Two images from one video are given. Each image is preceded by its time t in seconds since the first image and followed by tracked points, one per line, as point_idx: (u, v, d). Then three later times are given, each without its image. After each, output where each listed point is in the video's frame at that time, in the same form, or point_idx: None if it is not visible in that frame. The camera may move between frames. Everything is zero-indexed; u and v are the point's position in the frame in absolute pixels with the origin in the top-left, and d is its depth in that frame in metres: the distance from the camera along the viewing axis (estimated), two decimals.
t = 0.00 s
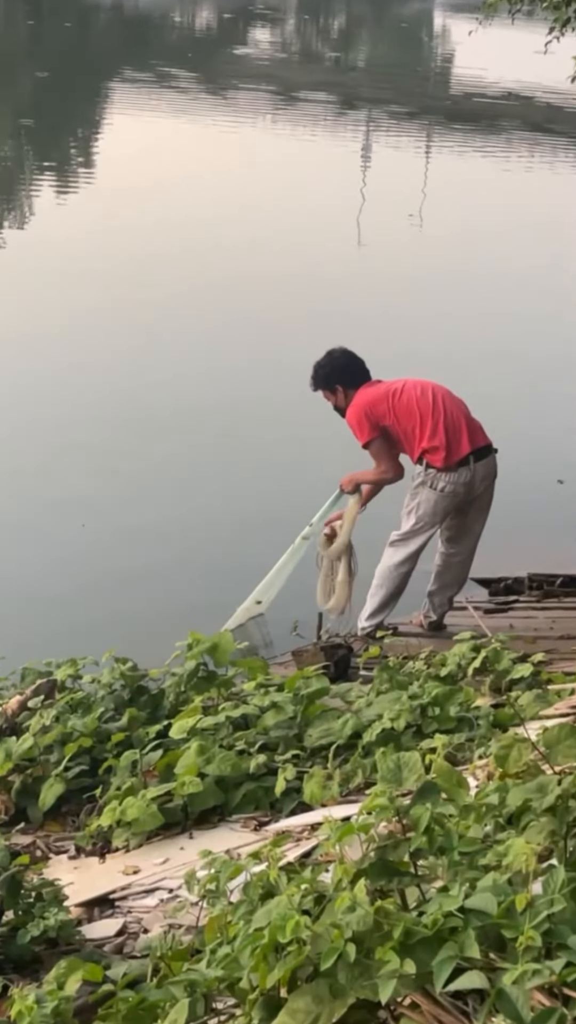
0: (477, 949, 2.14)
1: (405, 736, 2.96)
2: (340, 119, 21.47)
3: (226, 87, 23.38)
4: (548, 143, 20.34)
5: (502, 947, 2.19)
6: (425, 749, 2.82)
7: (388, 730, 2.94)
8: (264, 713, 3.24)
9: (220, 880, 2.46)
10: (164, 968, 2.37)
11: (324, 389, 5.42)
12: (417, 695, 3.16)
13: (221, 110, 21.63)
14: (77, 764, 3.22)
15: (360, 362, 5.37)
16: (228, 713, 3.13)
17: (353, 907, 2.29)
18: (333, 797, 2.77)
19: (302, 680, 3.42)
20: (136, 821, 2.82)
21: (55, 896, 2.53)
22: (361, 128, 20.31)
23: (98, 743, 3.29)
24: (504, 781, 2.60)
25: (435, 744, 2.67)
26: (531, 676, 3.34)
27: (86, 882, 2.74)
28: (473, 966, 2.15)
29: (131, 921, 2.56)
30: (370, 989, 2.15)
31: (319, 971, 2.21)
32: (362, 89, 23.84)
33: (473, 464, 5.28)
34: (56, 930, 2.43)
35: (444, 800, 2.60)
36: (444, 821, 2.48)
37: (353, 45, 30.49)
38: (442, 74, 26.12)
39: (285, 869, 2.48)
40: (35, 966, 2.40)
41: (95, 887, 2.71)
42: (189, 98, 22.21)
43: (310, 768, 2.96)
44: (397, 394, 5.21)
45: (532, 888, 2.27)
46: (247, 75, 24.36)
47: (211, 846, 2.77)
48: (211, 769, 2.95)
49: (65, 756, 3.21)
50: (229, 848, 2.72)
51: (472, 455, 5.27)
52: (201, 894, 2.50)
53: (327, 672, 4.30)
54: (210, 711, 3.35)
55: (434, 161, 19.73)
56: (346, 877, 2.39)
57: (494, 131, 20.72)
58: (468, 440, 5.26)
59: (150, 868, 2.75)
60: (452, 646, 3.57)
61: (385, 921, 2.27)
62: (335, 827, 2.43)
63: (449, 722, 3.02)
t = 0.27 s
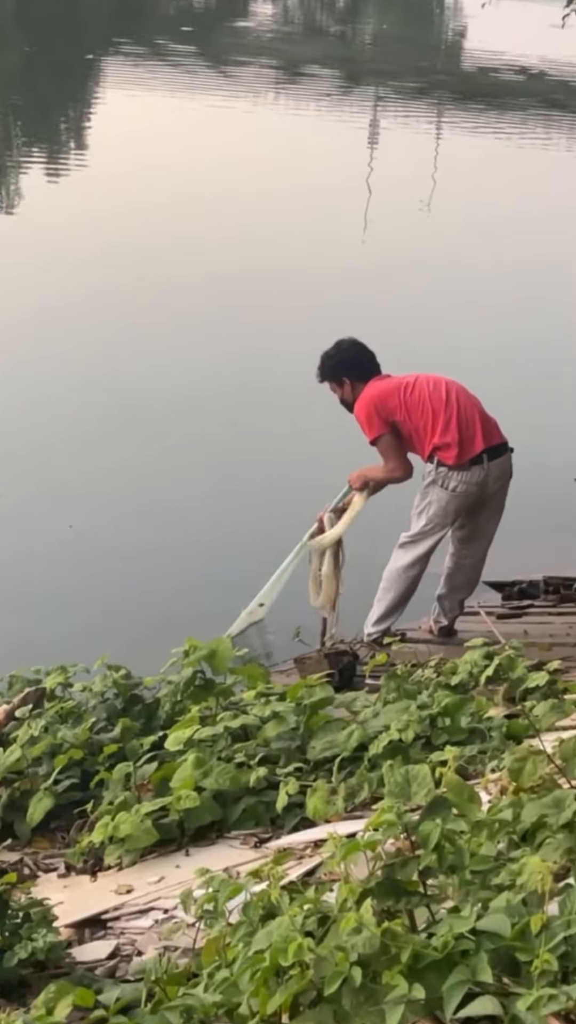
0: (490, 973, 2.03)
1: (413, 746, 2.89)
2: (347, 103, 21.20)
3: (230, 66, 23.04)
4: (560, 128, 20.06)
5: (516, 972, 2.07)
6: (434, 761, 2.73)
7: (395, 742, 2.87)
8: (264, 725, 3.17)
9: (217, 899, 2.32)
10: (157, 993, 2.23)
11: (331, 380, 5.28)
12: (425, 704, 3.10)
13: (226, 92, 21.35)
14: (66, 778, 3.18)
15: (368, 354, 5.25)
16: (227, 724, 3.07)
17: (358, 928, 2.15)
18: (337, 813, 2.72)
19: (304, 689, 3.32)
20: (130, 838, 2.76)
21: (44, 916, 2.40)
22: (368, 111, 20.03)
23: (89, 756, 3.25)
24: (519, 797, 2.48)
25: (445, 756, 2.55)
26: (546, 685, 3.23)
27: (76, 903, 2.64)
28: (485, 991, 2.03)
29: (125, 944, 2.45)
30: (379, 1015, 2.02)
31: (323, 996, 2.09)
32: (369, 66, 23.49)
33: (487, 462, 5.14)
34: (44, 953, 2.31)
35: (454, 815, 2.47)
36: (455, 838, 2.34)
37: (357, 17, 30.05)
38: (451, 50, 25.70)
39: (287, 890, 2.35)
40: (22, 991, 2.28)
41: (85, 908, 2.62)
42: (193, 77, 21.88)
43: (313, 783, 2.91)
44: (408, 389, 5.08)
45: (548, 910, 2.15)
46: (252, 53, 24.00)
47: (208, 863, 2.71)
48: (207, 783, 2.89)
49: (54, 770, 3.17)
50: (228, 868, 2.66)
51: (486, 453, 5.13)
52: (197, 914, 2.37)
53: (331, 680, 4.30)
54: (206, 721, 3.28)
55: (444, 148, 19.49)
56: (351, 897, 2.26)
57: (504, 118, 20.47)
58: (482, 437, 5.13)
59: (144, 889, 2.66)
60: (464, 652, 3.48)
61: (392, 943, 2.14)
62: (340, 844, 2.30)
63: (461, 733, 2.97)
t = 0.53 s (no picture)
0: (504, 1002, 1.90)
1: (425, 761, 2.88)
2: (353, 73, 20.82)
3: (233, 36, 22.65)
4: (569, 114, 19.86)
5: (533, 999, 1.93)
6: (446, 776, 2.70)
7: (404, 755, 2.84)
8: (264, 739, 3.10)
9: (214, 922, 2.20)
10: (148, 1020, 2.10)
11: (333, 376, 5.15)
12: (436, 716, 3.09)
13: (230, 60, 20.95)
14: (56, 793, 3.11)
15: (369, 347, 5.11)
16: (225, 737, 3.02)
17: (363, 952, 2.00)
18: (342, 830, 2.70)
19: (307, 701, 3.29)
20: (122, 856, 2.70)
21: (31, 940, 2.30)
22: (374, 95, 19.82)
23: (79, 770, 3.18)
24: (534, 814, 2.41)
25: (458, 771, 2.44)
26: (562, 698, 3.27)
27: (65, 924, 2.57)
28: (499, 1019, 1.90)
29: (118, 970, 2.35)
30: None
31: None
32: (376, 31, 23.02)
33: (498, 457, 5.00)
34: (30, 979, 2.19)
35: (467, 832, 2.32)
36: (466, 858, 2.21)
37: None
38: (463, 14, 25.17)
39: (288, 912, 2.22)
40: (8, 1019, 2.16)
41: (76, 930, 2.54)
42: (197, 41, 21.38)
43: (316, 799, 2.84)
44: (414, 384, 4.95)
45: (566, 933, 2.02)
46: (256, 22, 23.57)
47: (204, 884, 2.65)
48: (205, 797, 2.80)
49: (42, 784, 3.09)
50: (225, 887, 2.60)
51: (497, 448, 4.99)
52: (193, 938, 2.26)
53: (337, 692, 4.20)
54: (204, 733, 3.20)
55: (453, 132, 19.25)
56: (356, 920, 2.11)
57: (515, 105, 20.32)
58: (493, 431, 4.98)
59: (136, 911, 2.58)
60: (476, 665, 3.48)
61: (400, 968, 1.99)
62: (344, 863, 2.17)
63: (474, 745, 2.98)
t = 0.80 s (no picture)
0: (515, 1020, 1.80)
1: (433, 771, 2.84)
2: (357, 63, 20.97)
3: (237, 30, 22.85)
4: None
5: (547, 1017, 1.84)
6: (455, 786, 2.65)
7: (413, 764, 2.78)
8: (267, 746, 3.04)
9: (214, 937, 2.13)
10: None
11: (344, 368, 5.07)
12: (446, 725, 3.04)
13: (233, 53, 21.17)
14: (51, 803, 3.03)
15: (381, 339, 5.03)
16: (226, 746, 2.95)
17: (369, 969, 1.92)
18: (347, 843, 2.64)
19: (312, 708, 3.23)
20: (119, 870, 2.64)
21: (24, 956, 2.24)
22: (382, 73, 19.78)
23: (75, 779, 3.11)
24: (548, 827, 2.34)
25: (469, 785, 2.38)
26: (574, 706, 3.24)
27: (61, 939, 2.50)
28: None
29: (114, 988, 2.28)
30: None
31: None
32: (380, 25, 23.16)
33: (511, 458, 4.91)
34: (24, 996, 2.13)
35: (476, 845, 2.26)
36: (477, 872, 2.12)
37: None
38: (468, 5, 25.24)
39: (291, 927, 2.15)
40: None
41: (72, 945, 2.47)
42: (199, 42, 21.75)
43: (320, 810, 2.79)
44: (427, 382, 4.88)
45: None
46: (259, 19, 23.82)
47: (204, 897, 2.59)
48: (205, 807, 2.73)
49: (36, 794, 3.02)
50: (226, 901, 2.53)
51: (510, 448, 4.90)
52: (192, 954, 2.19)
53: (342, 699, 4.12)
54: (204, 741, 3.13)
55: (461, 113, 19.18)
56: (362, 935, 2.02)
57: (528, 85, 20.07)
58: (506, 432, 4.89)
59: (134, 926, 2.51)
60: (487, 672, 3.43)
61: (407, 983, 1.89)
62: (349, 876, 2.08)
63: (484, 754, 2.94)
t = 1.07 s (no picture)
0: None
1: (439, 772, 2.83)
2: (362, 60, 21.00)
3: (244, 28, 22.89)
4: None
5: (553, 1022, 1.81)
6: (461, 788, 2.64)
7: (418, 766, 2.80)
8: (271, 748, 3.02)
9: (217, 940, 2.11)
10: None
11: (344, 371, 5.04)
12: (451, 726, 3.02)
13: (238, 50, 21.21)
14: (53, 804, 3.02)
15: (381, 341, 5.01)
16: (229, 748, 2.92)
17: (374, 972, 1.90)
18: (352, 845, 2.63)
19: (317, 709, 3.21)
20: (122, 871, 2.62)
21: (27, 958, 2.23)
22: (387, 69, 19.81)
23: (78, 780, 3.10)
24: (554, 830, 2.32)
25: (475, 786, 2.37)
26: None
27: (63, 942, 2.49)
28: None
29: (117, 990, 2.27)
30: None
31: None
32: (386, 22, 23.21)
33: (516, 457, 4.89)
34: (27, 998, 2.12)
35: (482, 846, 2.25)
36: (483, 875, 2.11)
37: None
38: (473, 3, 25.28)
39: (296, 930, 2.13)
40: None
41: (74, 947, 2.46)
42: (204, 39, 21.81)
43: (325, 813, 2.79)
44: (431, 382, 4.86)
45: None
46: (264, 17, 23.88)
47: (208, 900, 2.57)
48: (209, 809, 2.71)
49: (39, 796, 3.01)
50: (230, 903, 2.52)
51: (515, 447, 4.89)
52: (196, 957, 2.17)
53: (347, 700, 4.11)
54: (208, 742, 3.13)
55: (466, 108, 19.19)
56: (367, 938, 2.00)
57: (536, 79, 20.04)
58: (510, 430, 4.88)
59: (137, 928, 2.49)
60: (493, 673, 3.41)
61: (412, 987, 1.87)
62: (354, 879, 2.07)
63: (491, 756, 2.93)
